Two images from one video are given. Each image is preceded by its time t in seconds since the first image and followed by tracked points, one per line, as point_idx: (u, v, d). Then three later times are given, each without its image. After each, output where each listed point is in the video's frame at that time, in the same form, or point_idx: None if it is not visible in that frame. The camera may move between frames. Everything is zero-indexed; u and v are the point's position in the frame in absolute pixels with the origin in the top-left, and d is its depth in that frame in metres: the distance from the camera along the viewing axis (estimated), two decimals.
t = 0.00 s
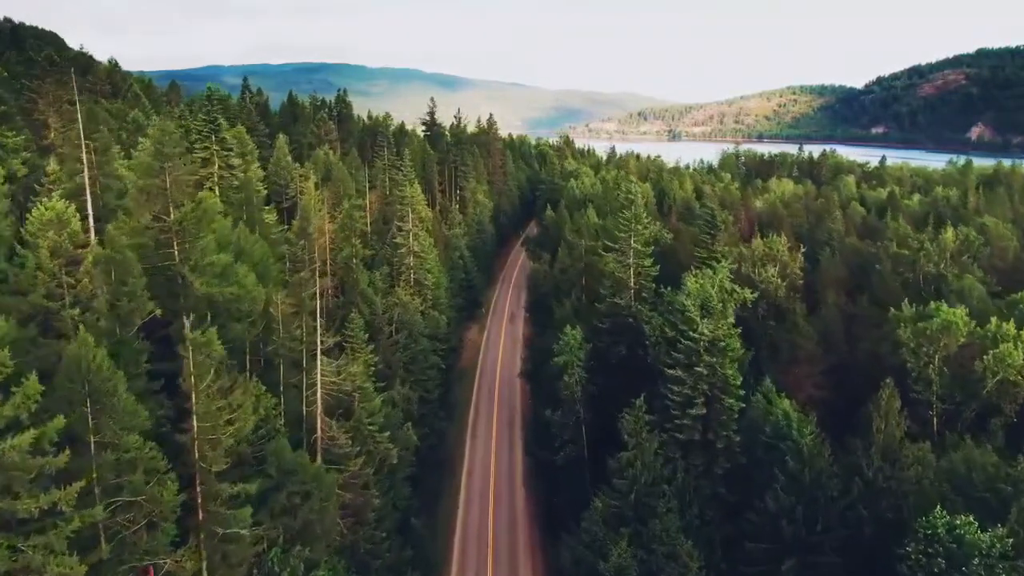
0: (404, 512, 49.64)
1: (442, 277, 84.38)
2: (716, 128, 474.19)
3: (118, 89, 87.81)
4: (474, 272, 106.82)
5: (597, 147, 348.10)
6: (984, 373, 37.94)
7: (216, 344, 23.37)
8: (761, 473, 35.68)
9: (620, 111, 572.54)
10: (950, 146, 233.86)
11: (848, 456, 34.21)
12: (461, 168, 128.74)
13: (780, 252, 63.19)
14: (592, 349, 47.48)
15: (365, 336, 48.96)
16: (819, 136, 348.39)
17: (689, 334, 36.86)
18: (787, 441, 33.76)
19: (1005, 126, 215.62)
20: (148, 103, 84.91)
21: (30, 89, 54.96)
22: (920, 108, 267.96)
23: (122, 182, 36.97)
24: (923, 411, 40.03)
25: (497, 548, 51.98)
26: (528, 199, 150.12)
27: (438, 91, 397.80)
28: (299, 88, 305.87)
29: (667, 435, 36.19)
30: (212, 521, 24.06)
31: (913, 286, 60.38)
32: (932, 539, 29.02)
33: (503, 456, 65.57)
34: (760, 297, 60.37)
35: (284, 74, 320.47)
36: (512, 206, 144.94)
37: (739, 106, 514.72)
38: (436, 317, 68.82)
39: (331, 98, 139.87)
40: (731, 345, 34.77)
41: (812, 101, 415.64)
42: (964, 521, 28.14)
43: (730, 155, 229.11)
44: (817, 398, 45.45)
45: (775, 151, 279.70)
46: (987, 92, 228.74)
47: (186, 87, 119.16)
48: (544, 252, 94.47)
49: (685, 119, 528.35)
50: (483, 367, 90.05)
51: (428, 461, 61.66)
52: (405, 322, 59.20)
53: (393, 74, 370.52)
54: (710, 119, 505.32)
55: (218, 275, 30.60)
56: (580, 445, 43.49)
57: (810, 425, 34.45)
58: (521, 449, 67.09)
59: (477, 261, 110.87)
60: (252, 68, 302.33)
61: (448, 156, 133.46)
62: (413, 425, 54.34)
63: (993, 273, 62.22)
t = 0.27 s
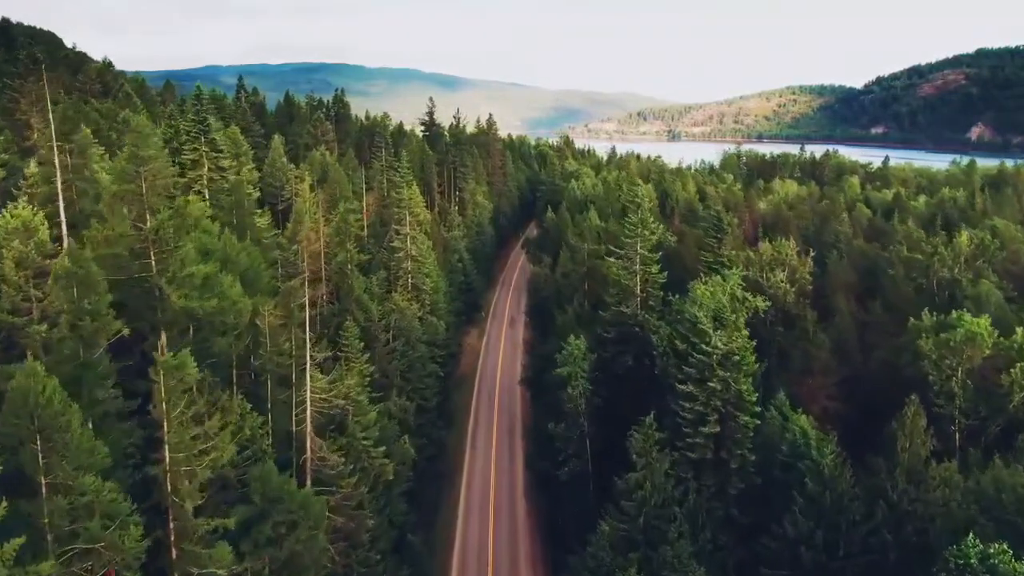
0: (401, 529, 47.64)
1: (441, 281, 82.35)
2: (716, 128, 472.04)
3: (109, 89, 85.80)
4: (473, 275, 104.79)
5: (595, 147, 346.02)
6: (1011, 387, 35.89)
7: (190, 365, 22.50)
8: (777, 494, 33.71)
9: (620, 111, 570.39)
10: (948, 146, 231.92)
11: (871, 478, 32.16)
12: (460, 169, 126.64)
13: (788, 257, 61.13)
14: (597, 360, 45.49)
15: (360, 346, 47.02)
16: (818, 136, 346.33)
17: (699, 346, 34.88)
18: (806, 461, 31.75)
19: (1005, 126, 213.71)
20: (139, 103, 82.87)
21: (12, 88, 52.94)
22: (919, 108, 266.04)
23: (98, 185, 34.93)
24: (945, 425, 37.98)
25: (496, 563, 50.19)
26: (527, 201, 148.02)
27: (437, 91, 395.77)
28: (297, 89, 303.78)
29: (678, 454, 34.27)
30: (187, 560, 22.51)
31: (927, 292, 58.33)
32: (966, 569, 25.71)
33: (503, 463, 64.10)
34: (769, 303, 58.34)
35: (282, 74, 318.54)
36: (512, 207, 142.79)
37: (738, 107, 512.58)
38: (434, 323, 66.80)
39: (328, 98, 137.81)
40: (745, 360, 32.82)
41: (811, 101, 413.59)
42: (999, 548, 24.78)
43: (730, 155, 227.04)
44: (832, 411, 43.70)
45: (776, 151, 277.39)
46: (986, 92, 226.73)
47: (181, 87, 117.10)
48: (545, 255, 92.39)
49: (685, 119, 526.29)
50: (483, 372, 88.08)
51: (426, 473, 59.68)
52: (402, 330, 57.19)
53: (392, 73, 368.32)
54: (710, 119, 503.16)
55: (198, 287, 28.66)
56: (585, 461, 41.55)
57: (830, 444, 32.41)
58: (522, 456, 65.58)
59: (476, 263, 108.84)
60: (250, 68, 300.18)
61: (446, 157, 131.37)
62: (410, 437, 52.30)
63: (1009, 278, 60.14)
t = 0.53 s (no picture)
0: (396, 553, 45.00)
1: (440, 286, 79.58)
2: (715, 128, 469.60)
3: (96, 88, 82.98)
4: (473, 278, 102.15)
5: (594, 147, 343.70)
6: None
7: (146, 405, 22.12)
8: (803, 526, 30.98)
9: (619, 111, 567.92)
10: (948, 147, 229.45)
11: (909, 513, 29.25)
12: (459, 170, 123.92)
13: (801, 263, 58.48)
14: (604, 375, 42.98)
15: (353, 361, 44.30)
16: (818, 136, 343.86)
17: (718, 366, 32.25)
18: (836, 493, 29.02)
19: (1006, 127, 211.26)
20: (127, 103, 80.11)
21: None
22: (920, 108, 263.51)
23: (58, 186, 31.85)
24: (981, 448, 35.09)
25: None
26: (527, 202, 145.52)
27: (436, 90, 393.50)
28: (293, 89, 300.96)
29: (696, 483, 31.59)
30: None
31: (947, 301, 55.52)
32: None
33: (503, 474, 61.90)
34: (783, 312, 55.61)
35: (280, 74, 316.26)
36: (512, 209, 140.19)
37: (738, 107, 510.05)
38: (432, 332, 64.06)
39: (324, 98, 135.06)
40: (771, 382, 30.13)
41: (811, 101, 411.22)
42: None
43: (732, 156, 224.47)
44: (855, 429, 41.33)
45: (777, 151, 275.15)
46: (986, 92, 224.44)
47: (173, 86, 114.32)
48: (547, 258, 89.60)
49: (684, 119, 523.79)
50: (482, 380, 85.43)
51: (424, 490, 57.09)
52: (398, 341, 54.40)
53: (391, 73, 365.39)
54: (709, 119, 500.58)
55: (166, 306, 25.95)
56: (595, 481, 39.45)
57: (863, 475, 29.63)
58: (523, 467, 63.26)
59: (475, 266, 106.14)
60: (247, 68, 297.30)
61: (445, 157, 128.69)
62: (406, 455, 49.65)
63: None
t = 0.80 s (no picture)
0: None
1: (438, 291, 77.22)
2: (714, 128, 467.37)
3: (84, 87, 80.67)
4: (473, 282, 99.92)
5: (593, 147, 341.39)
6: None
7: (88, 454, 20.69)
8: (829, 560, 28.76)
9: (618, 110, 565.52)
10: (948, 146, 227.45)
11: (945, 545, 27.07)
12: (458, 171, 121.54)
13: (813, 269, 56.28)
14: (612, 391, 40.74)
15: (346, 375, 41.99)
16: (817, 136, 341.73)
17: (737, 388, 30.02)
18: (866, 525, 26.78)
19: (1006, 127, 209.43)
20: (116, 103, 77.74)
21: None
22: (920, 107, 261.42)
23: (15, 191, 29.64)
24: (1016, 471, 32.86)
25: None
26: (526, 203, 143.30)
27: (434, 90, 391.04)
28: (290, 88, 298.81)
29: (713, 513, 29.41)
30: None
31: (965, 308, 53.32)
32: None
33: (505, 484, 59.94)
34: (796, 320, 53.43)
35: (278, 73, 313.79)
36: (511, 211, 137.96)
37: (737, 106, 507.73)
38: (430, 340, 61.71)
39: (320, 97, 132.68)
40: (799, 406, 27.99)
41: (810, 101, 409.14)
42: None
43: (733, 155, 222.16)
44: (877, 448, 38.72)
45: (778, 151, 273.00)
46: (987, 92, 222.52)
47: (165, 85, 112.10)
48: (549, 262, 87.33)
49: (683, 119, 521.41)
50: (482, 386, 83.19)
51: (422, 506, 54.88)
52: (394, 352, 52.02)
53: (390, 73, 363.16)
54: (709, 119, 498.30)
55: (130, 328, 24.04)
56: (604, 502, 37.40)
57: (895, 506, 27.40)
58: (525, 478, 61.23)
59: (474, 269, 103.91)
60: (244, 68, 294.90)
61: (444, 158, 126.42)
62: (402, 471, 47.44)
63: None
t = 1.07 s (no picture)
0: None
1: (437, 296, 75.35)
2: (714, 128, 465.46)
3: (75, 87, 78.82)
4: (472, 285, 98.10)
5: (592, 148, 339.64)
6: None
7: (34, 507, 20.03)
8: None
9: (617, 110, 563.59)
10: (947, 146, 225.68)
11: None
12: (457, 172, 119.47)
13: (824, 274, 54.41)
14: (619, 406, 39.22)
15: (338, 387, 39.92)
16: (817, 136, 339.93)
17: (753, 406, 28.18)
18: (894, 556, 24.79)
19: (1006, 127, 207.80)
20: (106, 102, 75.91)
21: None
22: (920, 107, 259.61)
23: None
24: None
25: None
26: (526, 205, 141.47)
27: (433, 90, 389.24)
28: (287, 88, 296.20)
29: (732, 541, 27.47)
30: None
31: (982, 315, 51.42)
32: None
33: (504, 493, 58.25)
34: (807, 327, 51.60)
35: (276, 73, 311.95)
36: (511, 212, 136.11)
37: (737, 106, 505.65)
38: (428, 348, 59.61)
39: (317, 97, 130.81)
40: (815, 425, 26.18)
41: (809, 100, 407.30)
42: None
43: (734, 156, 220.35)
44: (896, 465, 37.07)
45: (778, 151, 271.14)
46: (987, 92, 220.84)
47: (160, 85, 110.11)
48: (552, 266, 85.46)
49: (683, 119, 519.42)
50: (482, 392, 81.33)
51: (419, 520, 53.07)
52: (391, 361, 49.91)
53: (389, 72, 360.89)
54: (708, 119, 496.26)
55: (95, 350, 23.21)
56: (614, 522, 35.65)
57: (925, 535, 25.54)
58: (525, 487, 59.54)
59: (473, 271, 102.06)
60: (243, 68, 293.20)
61: (443, 159, 124.56)
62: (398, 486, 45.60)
63: None
